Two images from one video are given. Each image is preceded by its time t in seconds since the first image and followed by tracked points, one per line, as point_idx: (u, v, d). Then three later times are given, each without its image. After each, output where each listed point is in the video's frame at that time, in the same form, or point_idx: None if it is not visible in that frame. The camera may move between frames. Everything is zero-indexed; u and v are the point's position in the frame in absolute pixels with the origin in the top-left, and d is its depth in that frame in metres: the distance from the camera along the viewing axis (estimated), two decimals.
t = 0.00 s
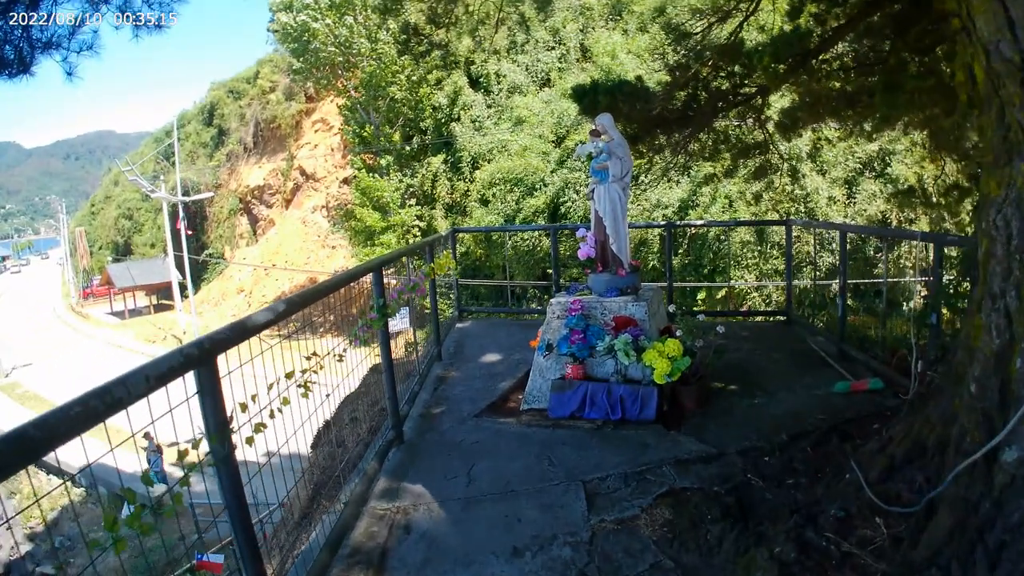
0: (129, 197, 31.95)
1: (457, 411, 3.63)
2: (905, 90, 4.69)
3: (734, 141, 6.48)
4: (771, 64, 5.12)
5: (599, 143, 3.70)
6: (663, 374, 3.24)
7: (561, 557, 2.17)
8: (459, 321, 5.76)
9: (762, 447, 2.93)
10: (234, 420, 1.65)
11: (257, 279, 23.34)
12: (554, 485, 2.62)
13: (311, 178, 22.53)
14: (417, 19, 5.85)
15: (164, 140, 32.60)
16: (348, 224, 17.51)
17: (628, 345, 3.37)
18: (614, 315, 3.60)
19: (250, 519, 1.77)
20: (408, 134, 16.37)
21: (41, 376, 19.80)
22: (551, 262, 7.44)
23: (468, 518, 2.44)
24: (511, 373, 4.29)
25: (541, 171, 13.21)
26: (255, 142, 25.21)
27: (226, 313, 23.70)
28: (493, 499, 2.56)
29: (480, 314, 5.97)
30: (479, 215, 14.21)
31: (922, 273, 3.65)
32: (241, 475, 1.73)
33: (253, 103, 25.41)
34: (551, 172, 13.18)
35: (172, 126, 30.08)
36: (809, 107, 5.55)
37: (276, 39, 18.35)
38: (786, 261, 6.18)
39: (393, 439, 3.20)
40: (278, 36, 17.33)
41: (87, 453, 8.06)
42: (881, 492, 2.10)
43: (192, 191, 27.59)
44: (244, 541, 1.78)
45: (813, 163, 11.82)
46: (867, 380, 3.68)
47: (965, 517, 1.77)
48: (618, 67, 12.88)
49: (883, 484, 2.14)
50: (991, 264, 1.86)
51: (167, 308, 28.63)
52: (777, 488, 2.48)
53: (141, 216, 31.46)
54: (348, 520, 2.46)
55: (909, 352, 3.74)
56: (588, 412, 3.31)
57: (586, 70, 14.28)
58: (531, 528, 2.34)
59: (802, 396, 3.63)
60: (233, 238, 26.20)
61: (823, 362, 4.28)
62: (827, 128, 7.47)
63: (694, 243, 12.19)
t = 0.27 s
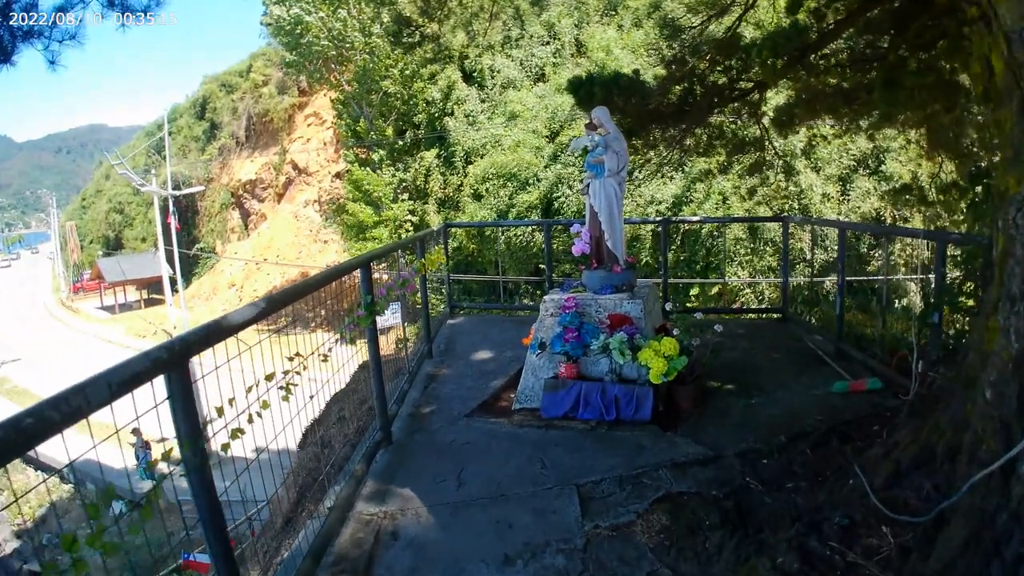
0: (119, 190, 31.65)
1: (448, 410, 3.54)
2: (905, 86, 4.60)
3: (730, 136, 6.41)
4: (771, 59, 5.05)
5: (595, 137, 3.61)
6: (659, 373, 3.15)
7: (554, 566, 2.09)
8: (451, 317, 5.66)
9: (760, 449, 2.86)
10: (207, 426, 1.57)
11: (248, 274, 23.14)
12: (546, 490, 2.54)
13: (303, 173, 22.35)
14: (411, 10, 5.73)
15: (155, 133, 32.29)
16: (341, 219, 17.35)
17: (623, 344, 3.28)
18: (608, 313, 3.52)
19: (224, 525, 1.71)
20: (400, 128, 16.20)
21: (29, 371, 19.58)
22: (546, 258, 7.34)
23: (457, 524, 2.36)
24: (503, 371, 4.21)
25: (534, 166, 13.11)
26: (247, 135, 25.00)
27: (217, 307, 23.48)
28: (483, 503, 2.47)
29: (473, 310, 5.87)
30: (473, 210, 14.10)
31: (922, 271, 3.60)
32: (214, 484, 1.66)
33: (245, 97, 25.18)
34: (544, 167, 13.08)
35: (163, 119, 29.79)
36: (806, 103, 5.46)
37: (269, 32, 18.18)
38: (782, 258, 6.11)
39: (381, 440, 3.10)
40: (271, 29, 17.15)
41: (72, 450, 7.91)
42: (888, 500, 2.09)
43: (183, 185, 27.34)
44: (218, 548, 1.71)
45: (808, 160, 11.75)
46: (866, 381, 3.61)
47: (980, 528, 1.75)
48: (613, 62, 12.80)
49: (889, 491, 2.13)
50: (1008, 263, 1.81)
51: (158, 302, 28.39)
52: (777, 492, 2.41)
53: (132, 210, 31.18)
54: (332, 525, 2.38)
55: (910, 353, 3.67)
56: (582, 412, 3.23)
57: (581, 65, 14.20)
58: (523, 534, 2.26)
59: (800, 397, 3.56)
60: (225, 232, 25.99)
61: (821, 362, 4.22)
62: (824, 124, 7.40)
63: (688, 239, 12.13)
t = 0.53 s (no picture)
0: (102, 184, 31.20)
1: (433, 412, 3.44)
2: (900, 85, 4.61)
3: (720, 133, 6.35)
4: (765, 55, 5.03)
5: (586, 132, 3.56)
6: (651, 375, 3.08)
7: None
8: (437, 315, 5.54)
9: (755, 451, 2.81)
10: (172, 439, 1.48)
11: (233, 269, 22.88)
12: (533, 497, 2.45)
13: (289, 167, 22.11)
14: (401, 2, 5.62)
15: (139, 126, 31.83)
16: (326, 214, 17.17)
17: (614, 345, 3.20)
18: (598, 313, 3.43)
19: (188, 536, 1.63)
20: (387, 123, 15.81)
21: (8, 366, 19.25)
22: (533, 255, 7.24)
23: (442, 533, 2.27)
24: (489, 371, 4.11)
25: (522, 162, 13.01)
26: (233, 129, 24.70)
27: (202, 303, 23.17)
28: (469, 511, 2.39)
29: (459, 308, 5.76)
30: (460, 206, 13.97)
31: (914, 273, 3.60)
32: (178, 496, 1.58)
33: (231, 90, 24.87)
34: (532, 163, 13.00)
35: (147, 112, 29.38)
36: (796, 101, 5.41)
37: (256, 25, 17.96)
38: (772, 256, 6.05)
39: (364, 444, 3.00)
40: (257, 21, 16.96)
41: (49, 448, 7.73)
42: (895, 511, 2.08)
43: (166, 179, 26.98)
44: (181, 563, 1.63)
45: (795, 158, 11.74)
46: (860, 384, 3.54)
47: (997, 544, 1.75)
48: (602, 58, 12.74)
49: (892, 501, 2.12)
50: None
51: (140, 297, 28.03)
52: (773, 499, 2.36)
53: (116, 204, 30.75)
54: (312, 535, 2.28)
55: (906, 354, 3.62)
56: (571, 415, 3.14)
57: (569, 61, 14.13)
58: (512, 544, 2.18)
59: (793, 401, 3.50)
60: (210, 227, 25.69)
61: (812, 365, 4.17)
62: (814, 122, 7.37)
63: (675, 236, 12.10)
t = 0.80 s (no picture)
0: (78, 172, 30.58)
1: (413, 410, 3.34)
2: (889, 79, 4.64)
3: (704, 126, 6.30)
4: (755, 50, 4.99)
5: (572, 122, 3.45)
6: (637, 373, 3.00)
7: None
8: (416, 309, 5.41)
9: (745, 454, 2.79)
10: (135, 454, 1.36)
11: (211, 259, 22.52)
12: (518, 501, 2.39)
13: (269, 156, 21.77)
14: None
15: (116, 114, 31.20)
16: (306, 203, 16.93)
17: (600, 342, 3.12)
18: (583, 309, 3.34)
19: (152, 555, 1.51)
20: (369, 112, 15.51)
21: None
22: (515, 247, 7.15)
23: (422, 540, 2.20)
24: (471, 367, 4.00)
25: (504, 153, 12.91)
26: (212, 117, 24.30)
27: (180, 294, 22.74)
28: (451, 516, 2.32)
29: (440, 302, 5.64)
30: (440, 196, 13.78)
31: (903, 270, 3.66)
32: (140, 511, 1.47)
33: (210, 78, 24.43)
34: (514, 154, 12.91)
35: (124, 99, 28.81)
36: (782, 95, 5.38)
37: (235, 11, 17.62)
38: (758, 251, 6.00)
39: (341, 445, 2.91)
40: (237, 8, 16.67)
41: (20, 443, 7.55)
42: (892, 521, 2.06)
43: (143, 167, 26.47)
44: None
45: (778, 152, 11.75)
46: (848, 382, 3.62)
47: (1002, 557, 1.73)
48: (586, 49, 12.64)
49: (889, 510, 2.11)
50: None
51: (117, 288, 27.56)
52: (765, 504, 2.34)
53: (92, 192, 30.17)
54: (288, 541, 2.20)
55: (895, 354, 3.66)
56: (556, 414, 3.06)
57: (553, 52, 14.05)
58: (496, 551, 2.12)
59: (780, 402, 3.47)
60: (188, 216, 25.29)
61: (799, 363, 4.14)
62: (798, 116, 7.35)
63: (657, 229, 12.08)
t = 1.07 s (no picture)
0: (69, 175, 30.34)
1: (409, 419, 3.26)
2: (887, 79, 4.53)
3: (699, 126, 6.25)
4: (751, 48, 4.95)
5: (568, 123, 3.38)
6: (639, 381, 2.94)
7: None
8: (411, 314, 5.32)
9: (751, 463, 2.76)
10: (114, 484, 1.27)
11: (204, 262, 22.35)
12: (519, 516, 2.33)
13: (261, 158, 21.61)
14: None
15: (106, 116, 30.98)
16: (299, 205, 16.81)
17: (600, 349, 3.06)
18: (582, 316, 3.27)
19: None
20: (361, 114, 15.46)
21: None
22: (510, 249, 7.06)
23: (420, 560, 2.13)
24: (468, 373, 3.89)
25: (497, 154, 12.84)
26: (204, 120, 24.16)
27: (173, 297, 22.53)
28: (450, 532, 2.26)
29: (435, 306, 5.54)
30: (434, 198, 13.68)
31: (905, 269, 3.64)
32: (122, 550, 1.36)
33: (202, 79, 24.29)
34: (507, 155, 12.86)
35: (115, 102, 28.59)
36: (776, 95, 5.34)
37: (226, 12, 17.52)
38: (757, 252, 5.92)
39: (335, 458, 2.84)
40: (228, 10, 16.60)
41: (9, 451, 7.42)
42: (906, 531, 2.00)
43: (134, 170, 26.28)
44: None
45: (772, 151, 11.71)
46: (852, 386, 3.61)
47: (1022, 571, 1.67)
48: (579, 49, 12.60)
49: (903, 521, 2.06)
50: None
51: (109, 292, 27.33)
52: (772, 515, 2.30)
53: (83, 196, 29.95)
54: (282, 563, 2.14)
55: (900, 357, 3.63)
56: (555, 423, 3.00)
57: (545, 51, 14.03)
58: (496, 569, 2.06)
59: (782, 408, 3.43)
60: (180, 219, 25.11)
61: (801, 369, 4.07)
62: (792, 116, 7.32)
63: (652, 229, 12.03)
